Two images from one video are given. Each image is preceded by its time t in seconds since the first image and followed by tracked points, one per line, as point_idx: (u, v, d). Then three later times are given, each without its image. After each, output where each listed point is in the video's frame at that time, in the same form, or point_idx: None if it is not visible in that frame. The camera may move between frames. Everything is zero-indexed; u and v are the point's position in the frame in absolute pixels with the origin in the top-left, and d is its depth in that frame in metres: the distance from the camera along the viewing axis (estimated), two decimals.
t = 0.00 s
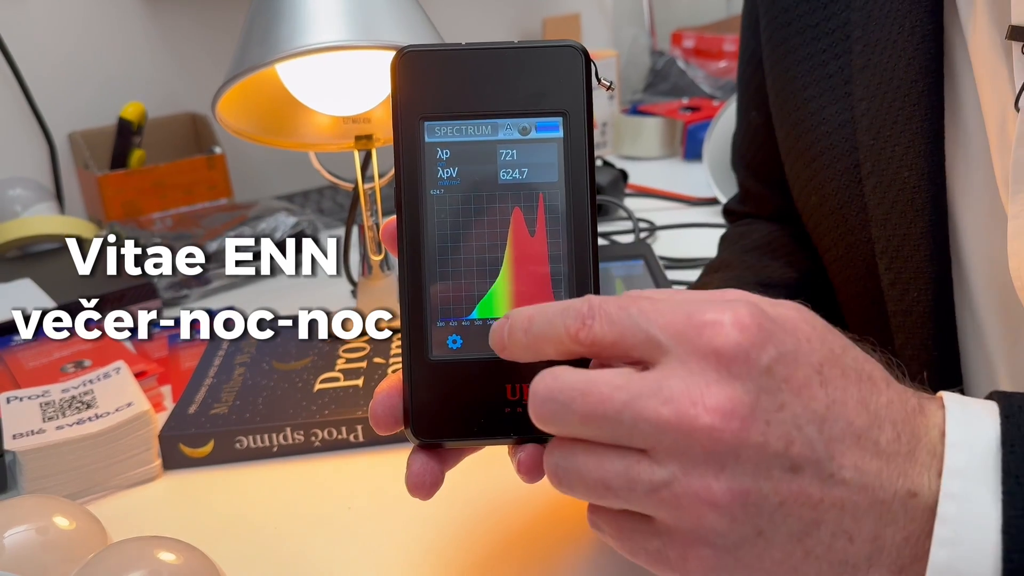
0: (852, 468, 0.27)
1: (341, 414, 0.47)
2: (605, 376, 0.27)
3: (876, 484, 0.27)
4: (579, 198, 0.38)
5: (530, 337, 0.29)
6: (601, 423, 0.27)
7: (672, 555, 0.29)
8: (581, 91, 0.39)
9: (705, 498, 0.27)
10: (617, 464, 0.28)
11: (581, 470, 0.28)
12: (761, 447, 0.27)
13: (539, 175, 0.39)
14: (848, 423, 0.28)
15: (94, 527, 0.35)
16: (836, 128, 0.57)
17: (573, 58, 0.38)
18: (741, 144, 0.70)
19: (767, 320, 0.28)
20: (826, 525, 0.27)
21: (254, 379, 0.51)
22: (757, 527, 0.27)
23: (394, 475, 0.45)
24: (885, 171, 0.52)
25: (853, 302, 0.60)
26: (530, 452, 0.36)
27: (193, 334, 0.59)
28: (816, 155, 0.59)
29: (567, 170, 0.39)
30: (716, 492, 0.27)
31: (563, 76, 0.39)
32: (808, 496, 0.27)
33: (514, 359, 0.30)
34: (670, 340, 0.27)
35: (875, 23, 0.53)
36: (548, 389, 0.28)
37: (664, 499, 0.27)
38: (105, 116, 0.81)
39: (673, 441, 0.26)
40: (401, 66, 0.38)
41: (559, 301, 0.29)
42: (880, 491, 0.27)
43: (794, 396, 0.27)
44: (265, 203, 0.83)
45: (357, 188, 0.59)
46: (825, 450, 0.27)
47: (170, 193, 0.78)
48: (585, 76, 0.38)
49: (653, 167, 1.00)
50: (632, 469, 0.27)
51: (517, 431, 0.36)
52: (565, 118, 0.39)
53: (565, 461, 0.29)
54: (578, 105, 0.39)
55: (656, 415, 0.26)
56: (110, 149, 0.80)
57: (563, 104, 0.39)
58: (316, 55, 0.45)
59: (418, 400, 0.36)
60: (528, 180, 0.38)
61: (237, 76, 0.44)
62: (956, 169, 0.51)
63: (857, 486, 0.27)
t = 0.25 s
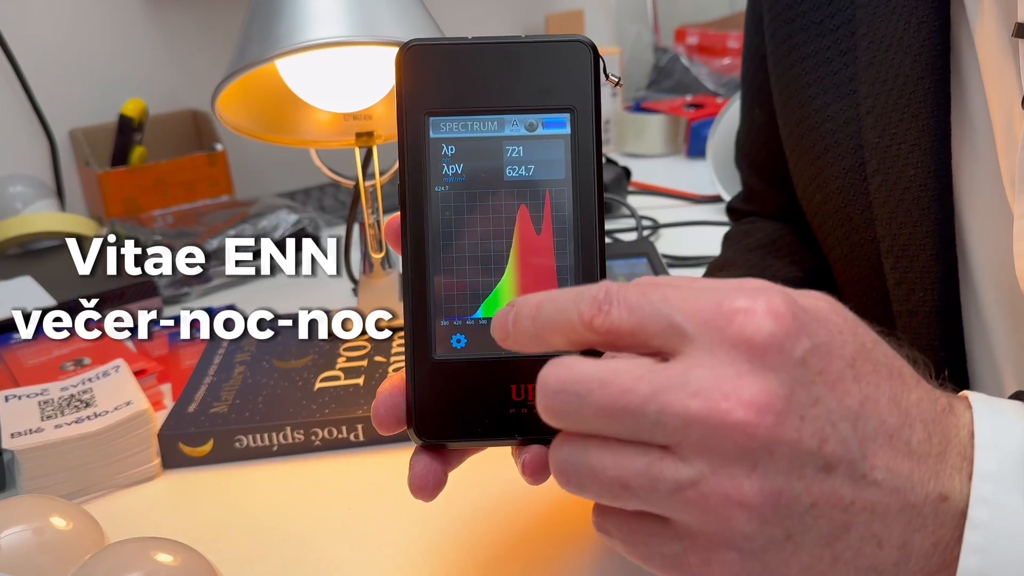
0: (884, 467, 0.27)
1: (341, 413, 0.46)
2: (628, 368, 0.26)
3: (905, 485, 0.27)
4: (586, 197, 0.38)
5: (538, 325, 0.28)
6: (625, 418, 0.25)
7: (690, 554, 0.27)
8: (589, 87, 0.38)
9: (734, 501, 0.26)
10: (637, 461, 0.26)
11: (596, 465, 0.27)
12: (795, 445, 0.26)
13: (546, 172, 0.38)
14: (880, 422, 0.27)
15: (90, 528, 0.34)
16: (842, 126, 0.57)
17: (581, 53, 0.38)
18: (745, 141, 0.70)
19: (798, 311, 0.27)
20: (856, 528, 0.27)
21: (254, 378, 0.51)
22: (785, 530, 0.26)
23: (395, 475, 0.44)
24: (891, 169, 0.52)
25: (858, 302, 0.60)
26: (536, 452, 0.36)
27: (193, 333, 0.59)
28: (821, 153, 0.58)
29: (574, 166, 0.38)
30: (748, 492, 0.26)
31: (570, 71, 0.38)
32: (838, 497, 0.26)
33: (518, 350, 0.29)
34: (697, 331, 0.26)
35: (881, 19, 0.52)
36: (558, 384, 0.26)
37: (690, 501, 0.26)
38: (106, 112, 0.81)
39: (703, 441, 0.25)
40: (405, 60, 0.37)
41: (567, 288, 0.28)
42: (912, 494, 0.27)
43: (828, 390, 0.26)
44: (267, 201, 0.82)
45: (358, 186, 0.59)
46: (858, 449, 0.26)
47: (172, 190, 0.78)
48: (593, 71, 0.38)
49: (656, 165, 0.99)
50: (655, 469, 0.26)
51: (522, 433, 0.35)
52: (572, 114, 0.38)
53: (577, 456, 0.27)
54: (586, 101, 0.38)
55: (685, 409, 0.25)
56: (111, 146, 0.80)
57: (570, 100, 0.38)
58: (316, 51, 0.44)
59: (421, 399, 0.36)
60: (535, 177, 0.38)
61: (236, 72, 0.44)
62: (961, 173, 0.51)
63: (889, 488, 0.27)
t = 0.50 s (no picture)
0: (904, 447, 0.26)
1: (340, 411, 0.46)
2: (668, 296, 0.23)
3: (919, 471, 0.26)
4: (588, 192, 0.37)
5: (564, 264, 0.26)
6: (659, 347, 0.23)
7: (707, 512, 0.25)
8: (592, 81, 0.38)
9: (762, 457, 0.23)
10: (671, 396, 0.23)
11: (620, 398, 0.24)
12: (840, 394, 0.23)
13: (547, 167, 0.38)
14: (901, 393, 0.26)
15: (85, 528, 0.34)
16: (849, 119, 0.56)
17: (586, 47, 0.37)
18: (749, 138, 0.69)
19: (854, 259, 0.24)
20: (880, 491, 0.25)
21: (253, 376, 0.50)
22: (816, 484, 0.23)
23: (393, 474, 0.44)
24: (898, 162, 0.51)
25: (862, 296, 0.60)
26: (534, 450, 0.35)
27: (192, 330, 0.59)
28: (828, 146, 0.58)
29: (576, 161, 0.38)
30: (787, 438, 0.23)
31: (575, 65, 0.38)
32: (871, 455, 0.24)
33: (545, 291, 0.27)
34: (747, 267, 0.23)
35: (889, 10, 0.51)
36: (585, 311, 0.24)
37: (721, 446, 0.23)
38: (106, 109, 0.80)
39: (744, 381, 0.22)
40: (405, 52, 0.37)
41: (599, 226, 0.26)
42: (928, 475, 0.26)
43: (873, 345, 0.24)
44: (267, 197, 0.82)
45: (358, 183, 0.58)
46: (896, 408, 0.24)
47: (172, 187, 0.78)
48: (597, 65, 0.37)
49: (659, 162, 0.99)
50: (686, 408, 0.23)
51: (520, 431, 0.35)
52: (575, 108, 0.38)
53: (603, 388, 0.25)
54: (589, 96, 0.38)
55: (728, 343, 0.22)
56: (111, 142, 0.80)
57: (573, 94, 0.38)
58: (315, 46, 0.44)
59: (418, 396, 0.36)
60: (536, 171, 0.38)
61: (235, 67, 0.43)
62: (972, 170, 0.50)
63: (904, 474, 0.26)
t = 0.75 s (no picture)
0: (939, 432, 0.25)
1: (340, 412, 0.46)
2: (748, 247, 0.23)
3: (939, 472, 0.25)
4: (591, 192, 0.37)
5: (625, 234, 0.27)
6: (736, 290, 0.23)
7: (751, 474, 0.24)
8: (594, 80, 0.37)
9: (827, 417, 0.22)
10: (737, 346, 0.23)
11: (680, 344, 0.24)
12: (912, 365, 0.23)
13: (548, 166, 0.37)
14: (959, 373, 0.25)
15: (81, 531, 0.34)
16: (854, 117, 0.56)
17: (588, 44, 0.37)
18: (754, 135, 0.69)
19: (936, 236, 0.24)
20: (922, 477, 0.24)
21: (252, 376, 0.50)
22: (869, 456, 0.23)
23: (394, 475, 0.44)
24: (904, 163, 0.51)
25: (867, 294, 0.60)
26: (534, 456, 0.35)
27: (193, 329, 0.59)
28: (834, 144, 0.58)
29: (579, 161, 0.37)
30: (857, 398, 0.22)
31: (577, 63, 0.37)
32: (925, 435, 0.24)
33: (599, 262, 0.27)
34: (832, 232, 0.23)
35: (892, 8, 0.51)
36: (656, 253, 0.24)
37: (785, 401, 0.22)
38: (107, 106, 0.80)
39: (821, 335, 0.22)
40: (404, 49, 0.36)
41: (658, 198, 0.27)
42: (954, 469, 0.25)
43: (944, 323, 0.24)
44: (269, 195, 0.81)
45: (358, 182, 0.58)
46: (952, 393, 0.24)
47: (173, 184, 0.77)
48: (600, 63, 0.37)
49: (663, 159, 0.98)
50: (752, 357, 0.23)
51: (520, 435, 0.35)
52: (577, 107, 0.37)
53: (665, 328, 0.24)
54: (591, 94, 0.37)
55: (811, 297, 0.22)
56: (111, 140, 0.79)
57: (575, 93, 0.37)
58: (315, 43, 0.43)
59: (417, 399, 0.35)
60: (537, 171, 0.37)
61: (234, 65, 0.43)
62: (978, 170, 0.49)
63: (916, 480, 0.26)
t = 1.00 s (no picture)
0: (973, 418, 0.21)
1: (335, 412, 0.45)
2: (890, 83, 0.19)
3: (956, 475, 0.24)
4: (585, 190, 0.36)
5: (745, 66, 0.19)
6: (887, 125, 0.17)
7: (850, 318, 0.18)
8: (590, 75, 0.36)
9: (995, 258, 0.16)
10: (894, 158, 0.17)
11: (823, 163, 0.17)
12: None
13: (542, 164, 0.37)
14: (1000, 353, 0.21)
15: (69, 533, 0.33)
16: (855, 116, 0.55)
17: (582, 38, 0.36)
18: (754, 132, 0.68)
19: None
20: None
21: (246, 375, 0.49)
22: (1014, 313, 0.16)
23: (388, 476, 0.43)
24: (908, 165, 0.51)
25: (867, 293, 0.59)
26: (527, 458, 0.35)
27: (189, 327, 0.58)
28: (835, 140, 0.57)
29: (573, 158, 0.36)
30: None
31: (571, 58, 0.36)
32: None
33: (708, 95, 0.20)
34: None
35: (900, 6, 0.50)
36: (790, 142, 0.18)
37: (938, 235, 0.16)
38: (105, 103, 0.80)
39: (1008, 164, 0.16)
40: (396, 43, 0.36)
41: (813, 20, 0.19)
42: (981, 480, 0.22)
43: None
44: (267, 192, 0.81)
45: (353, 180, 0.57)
46: None
47: (171, 182, 0.77)
48: (594, 57, 0.36)
49: (664, 157, 0.97)
50: (917, 182, 0.16)
51: (512, 437, 0.35)
52: (572, 103, 0.37)
53: (813, 137, 0.18)
54: (586, 90, 0.36)
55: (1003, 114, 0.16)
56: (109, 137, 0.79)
57: (569, 88, 0.37)
58: (309, 37, 0.43)
59: (408, 400, 0.35)
60: (531, 168, 0.37)
61: (227, 60, 0.42)
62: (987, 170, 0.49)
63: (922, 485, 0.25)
